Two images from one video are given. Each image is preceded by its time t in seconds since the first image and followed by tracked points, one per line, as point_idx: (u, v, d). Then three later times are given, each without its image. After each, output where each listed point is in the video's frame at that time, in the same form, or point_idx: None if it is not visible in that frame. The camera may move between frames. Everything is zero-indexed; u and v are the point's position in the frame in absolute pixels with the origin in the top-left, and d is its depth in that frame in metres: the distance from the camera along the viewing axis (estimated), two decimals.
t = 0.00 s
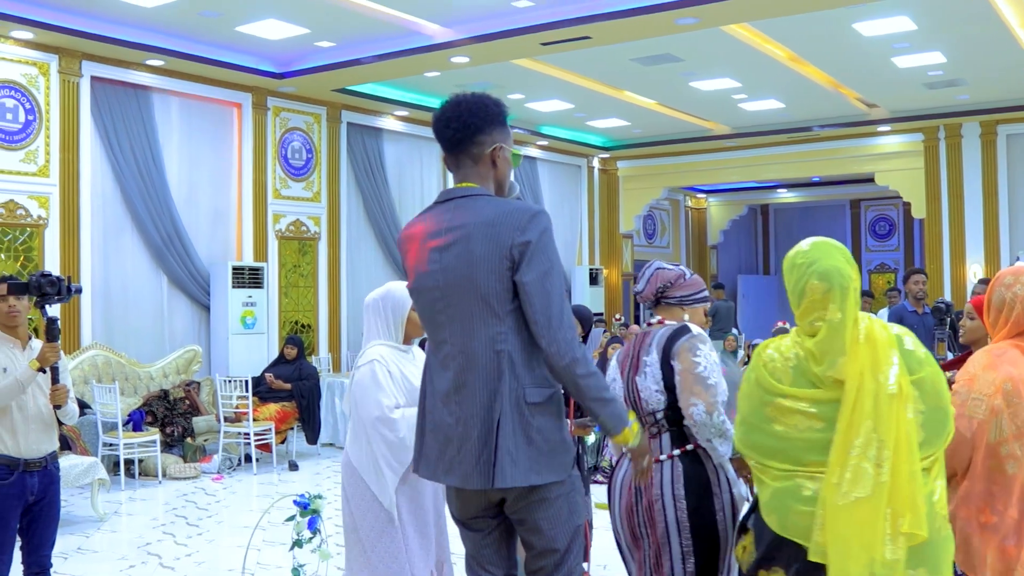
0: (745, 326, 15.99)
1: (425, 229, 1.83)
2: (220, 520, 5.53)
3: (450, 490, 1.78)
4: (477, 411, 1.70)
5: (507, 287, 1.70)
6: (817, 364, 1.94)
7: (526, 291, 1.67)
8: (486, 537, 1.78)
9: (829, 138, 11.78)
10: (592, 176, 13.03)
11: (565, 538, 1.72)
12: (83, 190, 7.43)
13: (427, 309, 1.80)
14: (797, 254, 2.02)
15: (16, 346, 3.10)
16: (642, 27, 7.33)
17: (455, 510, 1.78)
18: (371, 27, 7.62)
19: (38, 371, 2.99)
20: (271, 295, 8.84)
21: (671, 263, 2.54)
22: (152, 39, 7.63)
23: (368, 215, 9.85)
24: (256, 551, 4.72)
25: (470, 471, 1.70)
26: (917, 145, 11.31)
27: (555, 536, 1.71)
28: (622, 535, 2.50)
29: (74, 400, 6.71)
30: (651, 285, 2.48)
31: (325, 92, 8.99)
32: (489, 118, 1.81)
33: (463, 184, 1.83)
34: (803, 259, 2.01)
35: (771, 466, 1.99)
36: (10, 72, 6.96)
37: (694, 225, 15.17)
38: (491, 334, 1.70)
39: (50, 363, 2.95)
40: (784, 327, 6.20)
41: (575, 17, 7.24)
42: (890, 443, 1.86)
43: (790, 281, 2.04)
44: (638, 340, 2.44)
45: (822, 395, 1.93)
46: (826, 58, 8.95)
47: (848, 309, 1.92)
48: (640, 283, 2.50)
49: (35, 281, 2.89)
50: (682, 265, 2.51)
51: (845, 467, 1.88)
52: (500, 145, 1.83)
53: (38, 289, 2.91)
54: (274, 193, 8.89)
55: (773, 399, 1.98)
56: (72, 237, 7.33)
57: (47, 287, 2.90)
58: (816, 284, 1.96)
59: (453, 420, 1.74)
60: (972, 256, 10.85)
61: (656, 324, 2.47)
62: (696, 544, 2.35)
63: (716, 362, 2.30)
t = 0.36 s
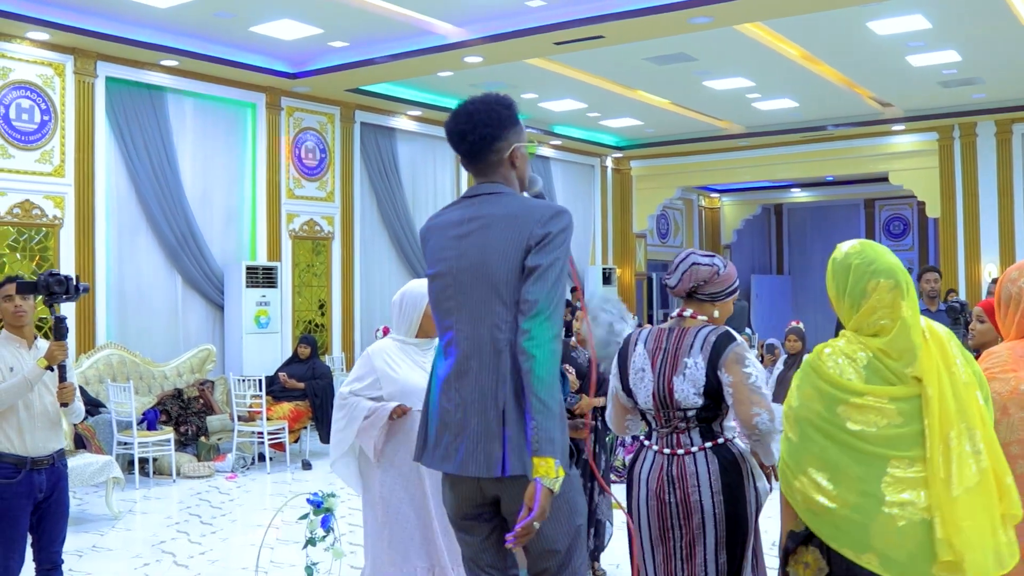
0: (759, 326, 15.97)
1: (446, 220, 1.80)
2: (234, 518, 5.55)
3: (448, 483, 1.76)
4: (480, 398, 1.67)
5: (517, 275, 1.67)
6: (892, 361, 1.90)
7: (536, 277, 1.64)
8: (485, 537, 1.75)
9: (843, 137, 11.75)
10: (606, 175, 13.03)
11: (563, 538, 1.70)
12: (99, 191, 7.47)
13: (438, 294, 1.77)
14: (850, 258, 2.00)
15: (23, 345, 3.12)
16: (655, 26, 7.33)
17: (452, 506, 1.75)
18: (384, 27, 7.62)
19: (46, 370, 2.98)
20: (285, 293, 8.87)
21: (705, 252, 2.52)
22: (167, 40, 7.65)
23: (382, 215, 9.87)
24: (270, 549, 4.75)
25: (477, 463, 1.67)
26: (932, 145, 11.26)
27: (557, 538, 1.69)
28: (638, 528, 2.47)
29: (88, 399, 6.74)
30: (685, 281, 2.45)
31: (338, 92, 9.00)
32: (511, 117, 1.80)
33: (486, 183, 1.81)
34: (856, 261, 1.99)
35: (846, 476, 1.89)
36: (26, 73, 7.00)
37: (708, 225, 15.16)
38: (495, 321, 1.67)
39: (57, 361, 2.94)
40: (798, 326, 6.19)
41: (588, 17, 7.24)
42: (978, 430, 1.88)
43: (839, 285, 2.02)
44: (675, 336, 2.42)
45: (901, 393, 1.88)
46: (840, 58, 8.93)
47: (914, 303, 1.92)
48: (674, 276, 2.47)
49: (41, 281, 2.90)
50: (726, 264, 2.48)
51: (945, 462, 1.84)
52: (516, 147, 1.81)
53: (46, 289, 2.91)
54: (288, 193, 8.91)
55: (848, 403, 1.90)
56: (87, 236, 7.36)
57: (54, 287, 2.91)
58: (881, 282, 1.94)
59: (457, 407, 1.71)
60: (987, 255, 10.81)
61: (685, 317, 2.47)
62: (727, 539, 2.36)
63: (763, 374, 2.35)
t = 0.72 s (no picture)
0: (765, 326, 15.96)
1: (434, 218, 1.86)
2: (240, 516, 5.56)
3: (453, 478, 1.78)
4: (459, 397, 1.72)
5: (485, 263, 1.69)
6: (912, 352, 1.94)
7: (505, 261, 1.64)
8: (488, 530, 1.77)
9: (850, 137, 11.74)
10: (612, 175, 13.03)
11: (561, 525, 1.70)
12: (106, 190, 7.49)
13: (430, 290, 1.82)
14: (850, 256, 2.04)
15: (6, 345, 3.15)
16: (661, 26, 7.33)
17: (459, 499, 1.78)
18: (390, 26, 7.64)
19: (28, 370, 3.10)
20: (292, 293, 8.89)
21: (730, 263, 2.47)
22: (174, 39, 7.67)
23: (388, 215, 9.88)
24: (275, 548, 4.77)
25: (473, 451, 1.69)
26: (939, 144, 11.25)
27: (556, 528, 1.70)
28: (642, 533, 2.39)
29: (96, 397, 6.76)
30: (721, 298, 2.41)
31: (345, 92, 9.02)
32: (479, 108, 1.83)
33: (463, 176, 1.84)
34: (860, 255, 2.02)
35: (876, 464, 1.89)
36: (34, 72, 7.02)
37: (714, 225, 15.16)
38: (470, 315, 1.71)
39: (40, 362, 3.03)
40: (805, 326, 6.19)
41: (594, 17, 7.25)
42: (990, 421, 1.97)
43: (840, 284, 2.05)
44: (706, 348, 2.36)
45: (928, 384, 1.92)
46: (846, 57, 8.92)
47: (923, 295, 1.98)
48: (710, 293, 2.41)
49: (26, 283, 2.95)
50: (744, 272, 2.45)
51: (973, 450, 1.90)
52: (484, 134, 1.83)
53: (29, 291, 2.97)
54: (294, 192, 8.92)
55: (880, 392, 1.91)
56: (95, 234, 7.38)
57: (38, 288, 2.97)
58: (891, 268, 1.97)
59: (450, 404, 1.74)
60: (994, 255, 10.79)
61: (709, 329, 2.43)
62: (741, 543, 2.35)
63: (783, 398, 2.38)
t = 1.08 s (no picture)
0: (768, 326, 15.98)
1: (456, 223, 1.83)
2: (244, 517, 5.58)
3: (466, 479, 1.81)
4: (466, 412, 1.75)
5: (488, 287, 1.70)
6: (868, 346, 1.97)
7: (499, 290, 1.64)
8: (500, 530, 1.81)
9: (852, 137, 11.75)
10: (615, 175, 13.05)
11: (565, 531, 1.75)
12: (110, 192, 7.51)
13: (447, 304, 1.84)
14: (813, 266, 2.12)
15: None
16: (663, 27, 7.35)
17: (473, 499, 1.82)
18: (393, 28, 7.66)
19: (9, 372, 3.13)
20: (295, 294, 8.92)
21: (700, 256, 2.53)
22: (177, 41, 7.70)
23: (391, 216, 9.91)
24: (279, 548, 4.79)
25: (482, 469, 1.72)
26: (941, 144, 11.26)
27: (554, 529, 1.74)
28: (613, 524, 2.46)
29: (100, 397, 6.80)
30: (700, 291, 2.45)
31: (348, 93, 9.05)
32: (517, 108, 1.84)
33: (492, 183, 1.84)
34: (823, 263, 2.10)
35: (818, 456, 1.94)
36: (38, 75, 7.05)
37: (717, 225, 15.19)
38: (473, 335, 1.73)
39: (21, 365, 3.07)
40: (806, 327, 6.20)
41: (596, 18, 7.28)
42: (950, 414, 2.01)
43: (807, 287, 2.12)
44: (683, 341, 2.41)
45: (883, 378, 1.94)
46: (848, 58, 8.94)
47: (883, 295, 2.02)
48: (690, 289, 2.45)
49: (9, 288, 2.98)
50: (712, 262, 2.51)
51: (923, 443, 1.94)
52: (522, 137, 1.84)
53: (11, 296, 3.00)
54: (297, 193, 8.96)
55: (828, 383, 1.95)
56: (98, 236, 7.41)
57: (20, 293, 3.00)
58: (848, 268, 2.04)
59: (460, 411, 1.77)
60: (996, 254, 10.80)
61: (685, 322, 2.49)
62: (708, 541, 2.38)
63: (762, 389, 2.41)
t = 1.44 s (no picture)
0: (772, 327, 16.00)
1: (468, 228, 1.74)
2: (248, 518, 5.62)
3: (457, 485, 1.73)
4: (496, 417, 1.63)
5: (545, 295, 1.64)
6: (807, 352, 2.04)
7: (564, 291, 1.60)
8: (491, 536, 1.74)
9: (857, 138, 11.76)
10: (620, 177, 13.08)
11: (563, 538, 1.70)
12: (116, 193, 7.56)
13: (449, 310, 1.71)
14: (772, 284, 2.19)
15: None
16: (666, 30, 7.36)
17: (460, 505, 1.74)
18: (397, 31, 7.69)
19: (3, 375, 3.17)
20: (301, 296, 8.98)
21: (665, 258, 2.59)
22: (182, 45, 7.73)
23: (396, 218, 9.96)
24: (282, 549, 4.83)
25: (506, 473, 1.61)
26: (946, 145, 11.26)
27: (554, 533, 1.69)
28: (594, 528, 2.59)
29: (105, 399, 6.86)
30: (669, 293, 2.51)
31: (353, 96, 9.09)
32: (539, 127, 1.76)
33: (509, 193, 1.77)
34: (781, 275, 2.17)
35: (749, 458, 2.06)
36: (44, 78, 7.09)
37: (722, 226, 15.23)
38: (517, 343, 1.64)
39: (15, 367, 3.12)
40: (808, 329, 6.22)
41: (600, 21, 7.30)
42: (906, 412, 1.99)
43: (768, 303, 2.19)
44: (637, 341, 2.53)
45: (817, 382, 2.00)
46: (852, 60, 8.94)
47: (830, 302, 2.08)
48: (658, 292, 2.51)
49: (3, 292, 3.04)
50: (674, 262, 2.57)
51: (854, 440, 1.96)
52: (549, 153, 1.78)
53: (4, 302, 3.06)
54: (302, 196, 9.00)
55: (763, 390, 2.05)
56: (104, 238, 7.45)
57: (12, 298, 3.06)
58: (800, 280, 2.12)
59: (473, 420, 1.65)
60: (1001, 255, 10.80)
61: (653, 322, 2.56)
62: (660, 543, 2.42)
63: (712, 371, 2.41)
